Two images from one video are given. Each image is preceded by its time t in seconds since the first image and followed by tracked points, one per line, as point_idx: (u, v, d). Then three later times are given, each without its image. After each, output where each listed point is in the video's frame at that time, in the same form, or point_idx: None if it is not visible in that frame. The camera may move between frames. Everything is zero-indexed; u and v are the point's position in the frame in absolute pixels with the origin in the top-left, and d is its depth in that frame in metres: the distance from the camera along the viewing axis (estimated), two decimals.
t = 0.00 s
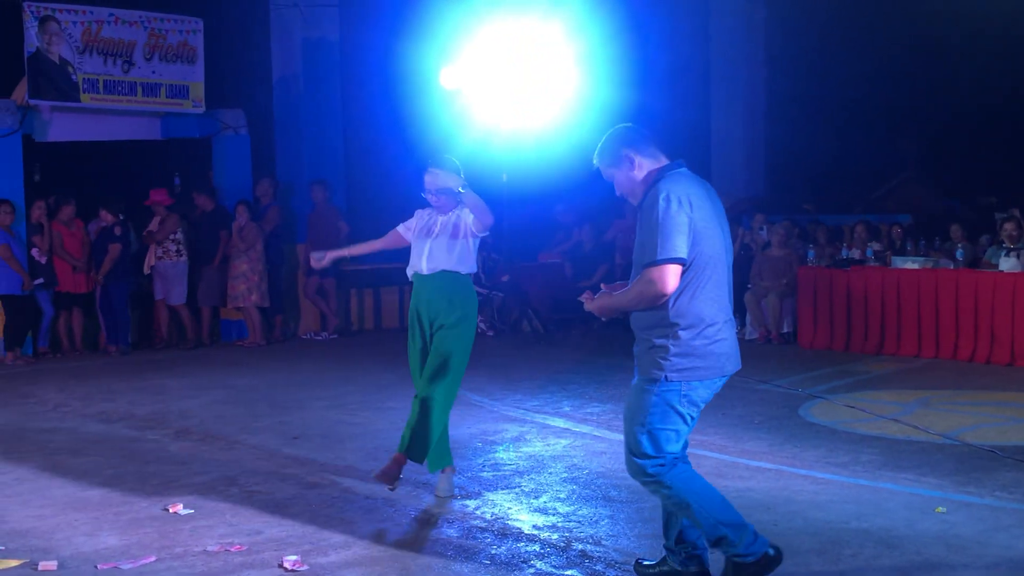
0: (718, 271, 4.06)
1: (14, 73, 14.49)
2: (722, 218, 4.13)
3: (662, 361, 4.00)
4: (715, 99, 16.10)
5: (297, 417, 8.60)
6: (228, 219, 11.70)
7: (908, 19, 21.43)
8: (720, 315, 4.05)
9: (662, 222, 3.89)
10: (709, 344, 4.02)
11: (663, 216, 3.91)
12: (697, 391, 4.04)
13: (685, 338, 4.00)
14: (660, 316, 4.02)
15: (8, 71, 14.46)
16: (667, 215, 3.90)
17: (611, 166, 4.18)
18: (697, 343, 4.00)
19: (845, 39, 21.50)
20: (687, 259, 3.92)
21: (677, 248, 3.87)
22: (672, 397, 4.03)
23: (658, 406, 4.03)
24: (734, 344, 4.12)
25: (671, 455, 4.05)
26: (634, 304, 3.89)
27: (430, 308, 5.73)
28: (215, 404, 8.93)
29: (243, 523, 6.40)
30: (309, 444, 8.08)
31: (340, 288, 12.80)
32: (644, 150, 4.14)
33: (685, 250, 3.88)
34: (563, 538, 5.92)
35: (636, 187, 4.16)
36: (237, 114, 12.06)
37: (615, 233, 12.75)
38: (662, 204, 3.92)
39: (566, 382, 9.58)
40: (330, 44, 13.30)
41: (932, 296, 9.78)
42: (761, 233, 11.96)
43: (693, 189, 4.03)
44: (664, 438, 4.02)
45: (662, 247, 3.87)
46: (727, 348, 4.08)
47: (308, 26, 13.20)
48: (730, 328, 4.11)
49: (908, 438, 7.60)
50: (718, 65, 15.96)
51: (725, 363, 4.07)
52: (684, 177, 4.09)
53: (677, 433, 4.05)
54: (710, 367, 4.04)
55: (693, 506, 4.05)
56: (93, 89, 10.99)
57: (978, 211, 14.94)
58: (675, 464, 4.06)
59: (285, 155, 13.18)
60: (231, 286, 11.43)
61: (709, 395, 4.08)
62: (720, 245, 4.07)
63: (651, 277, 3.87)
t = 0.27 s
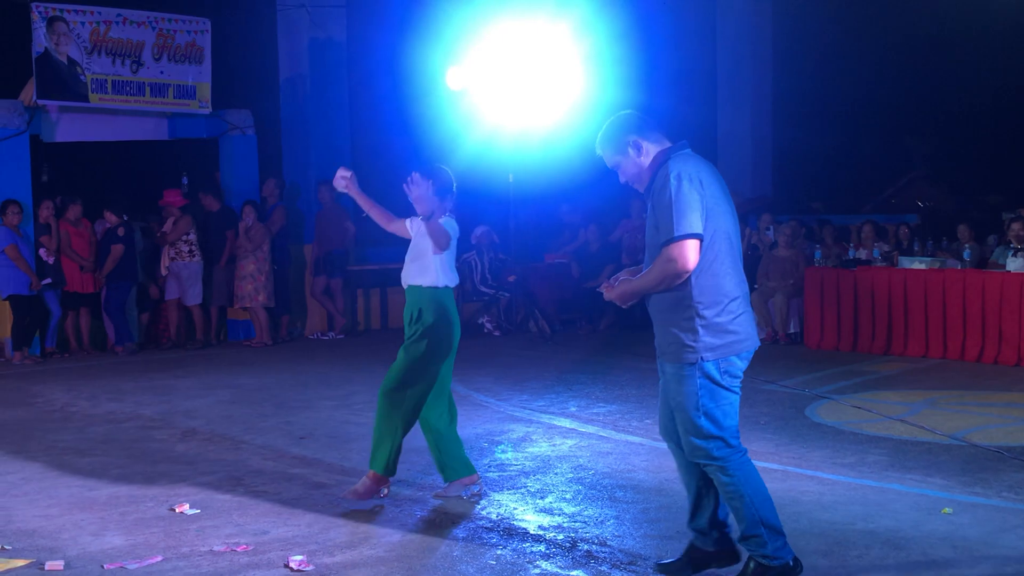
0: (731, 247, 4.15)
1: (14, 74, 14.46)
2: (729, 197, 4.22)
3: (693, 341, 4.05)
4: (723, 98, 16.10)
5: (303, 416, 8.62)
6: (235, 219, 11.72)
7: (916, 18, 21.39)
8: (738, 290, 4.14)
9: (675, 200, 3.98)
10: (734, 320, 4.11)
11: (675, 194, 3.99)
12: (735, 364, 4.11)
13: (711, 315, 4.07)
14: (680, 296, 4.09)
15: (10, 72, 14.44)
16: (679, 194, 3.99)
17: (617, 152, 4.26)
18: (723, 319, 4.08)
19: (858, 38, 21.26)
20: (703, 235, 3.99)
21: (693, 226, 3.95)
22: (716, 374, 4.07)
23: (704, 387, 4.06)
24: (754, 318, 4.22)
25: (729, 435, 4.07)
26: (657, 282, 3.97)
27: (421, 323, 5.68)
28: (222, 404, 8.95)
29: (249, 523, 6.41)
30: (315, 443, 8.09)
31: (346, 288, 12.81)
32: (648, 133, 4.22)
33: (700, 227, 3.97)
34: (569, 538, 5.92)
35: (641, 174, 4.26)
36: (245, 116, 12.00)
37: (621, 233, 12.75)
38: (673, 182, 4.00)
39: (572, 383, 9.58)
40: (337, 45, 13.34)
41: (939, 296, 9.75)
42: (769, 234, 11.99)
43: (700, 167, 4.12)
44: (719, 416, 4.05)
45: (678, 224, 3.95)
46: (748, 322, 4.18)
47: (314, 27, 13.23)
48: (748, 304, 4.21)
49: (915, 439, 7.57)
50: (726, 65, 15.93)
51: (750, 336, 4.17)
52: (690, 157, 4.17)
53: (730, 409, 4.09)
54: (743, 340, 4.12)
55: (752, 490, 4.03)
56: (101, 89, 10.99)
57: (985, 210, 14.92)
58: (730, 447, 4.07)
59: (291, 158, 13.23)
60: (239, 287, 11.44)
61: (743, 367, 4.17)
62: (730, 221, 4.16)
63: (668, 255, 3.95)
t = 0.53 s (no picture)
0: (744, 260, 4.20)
1: (15, 73, 14.41)
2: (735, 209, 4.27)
3: (701, 348, 4.12)
4: (731, 97, 16.07)
5: (311, 416, 8.62)
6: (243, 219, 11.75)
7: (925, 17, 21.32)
8: (747, 301, 4.21)
9: (696, 219, 3.98)
10: (742, 330, 4.18)
11: (695, 214, 3.99)
12: (727, 375, 4.18)
13: (726, 325, 4.13)
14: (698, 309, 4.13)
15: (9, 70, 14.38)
16: (699, 213, 3.99)
17: (619, 180, 4.22)
18: (734, 329, 4.14)
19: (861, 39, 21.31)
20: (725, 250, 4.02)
21: (715, 243, 3.96)
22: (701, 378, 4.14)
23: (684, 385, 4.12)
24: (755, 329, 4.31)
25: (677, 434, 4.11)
26: (677, 299, 3.98)
27: (403, 329, 5.55)
28: (230, 404, 8.96)
29: (256, 523, 6.41)
30: (323, 443, 8.09)
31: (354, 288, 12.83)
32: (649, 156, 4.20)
33: (723, 242, 3.99)
34: (576, 538, 5.91)
35: (647, 201, 4.24)
36: (253, 116, 12.09)
37: (629, 233, 12.72)
38: (692, 202, 4.00)
39: (580, 383, 9.56)
40: (344, 45, 13.37)
41: (948, 296, 9.71)
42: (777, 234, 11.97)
43: (709, 183, 4.15)
44: (677, 415, 4.09)
45: (701, 242, 3.96)
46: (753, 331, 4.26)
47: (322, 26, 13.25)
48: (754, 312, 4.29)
49: (923, 440, 7.54)
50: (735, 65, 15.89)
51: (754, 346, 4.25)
52: (695, 175, 4.19)
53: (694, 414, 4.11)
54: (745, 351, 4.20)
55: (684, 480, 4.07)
56: (111, 89, 10.99)
57: (996, 210, 14.85)
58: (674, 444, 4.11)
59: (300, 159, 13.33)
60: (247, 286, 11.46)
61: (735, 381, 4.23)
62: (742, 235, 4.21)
63: (695, 273, 3.95)
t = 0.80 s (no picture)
0: (734, 262, 4.17)
1: (14, 73, 14.34)
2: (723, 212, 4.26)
3: (696, 353, 4.02)
4: (743, 96, 16.07)
5: (323, 415, 8.64)
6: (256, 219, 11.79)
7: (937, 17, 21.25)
8: (737, 304, 4.16)
9: (692, 220, 3.94)
10: (735, 332, 4.12)
11: (690, 214, 3.95)
12: (720, 380, 4.09)
13: (719, 329, 4.07)
14: (690, 313, 4.05)
15: (9, 70, 14.31)
16: (693, 213, 3.95)
17: (609, 180, 4.14)
18: (727, 333, 4.08)
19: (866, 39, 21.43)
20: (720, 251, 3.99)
21: (710, 243, 3.93)
22: (698, 385, 4.04)
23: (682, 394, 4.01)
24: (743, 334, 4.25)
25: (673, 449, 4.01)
26: (672, 301, 3.93)
27: (400, 330, 5.41)
28: (242, 403, 8.98)
29: (267, 522, 6.42)
30: (335, 442, 8.11)
31: (366, 287, 12.85)
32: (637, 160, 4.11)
33: (717, 242, 3.95)
34: (587, 538, 5.90)
35: (637, 205, 4.16)
36: (266, 116, 12.16)
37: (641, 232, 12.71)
38: (689, 202, 3.96)
39: (591, 382, 9.55)
40: (357, 44, 13.40)
41: (961, 296, 9.68)
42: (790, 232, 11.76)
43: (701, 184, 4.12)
44: (673, 429, 3.98)
45: (697, 241, 3.92)
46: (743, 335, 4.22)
47: (334, 26, 13.29)
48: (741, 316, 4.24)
49: (936, 440, 7.51)
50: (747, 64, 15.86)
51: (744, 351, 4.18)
52: (686, 177, 4.15)
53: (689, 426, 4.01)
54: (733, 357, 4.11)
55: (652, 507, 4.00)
56: (125, 89, 11.02)
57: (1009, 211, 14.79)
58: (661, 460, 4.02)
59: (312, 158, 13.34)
60: (259, 286, 11.48)
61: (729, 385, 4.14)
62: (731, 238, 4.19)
63: (692, 272, 3.91)
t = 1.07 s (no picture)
0: (707, 271, 4.11)
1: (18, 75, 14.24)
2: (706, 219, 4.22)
3: (652, 356, 3.95)
4: (759, 96, 16.08)
5: (337, 415, 8.65)
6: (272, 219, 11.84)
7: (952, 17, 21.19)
8: (704, 314, 4.08)
9: (672, 215, 3.90)
10: (697, 341, 4.04)
11: (671, 209, 3.91)
12: (676, 389, 4.01)
13: (678, 335, 3.99)
14: (651, 313, 3.98)
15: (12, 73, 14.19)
16: (674, 208, 3.92)
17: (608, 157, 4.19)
18: (687, 340, 4.00)
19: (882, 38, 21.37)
20: (692, 253, 3.93)
21: (684, 243, 3.88)
22: (653, 391, 3.97)
23: (636, 399, 3.96)
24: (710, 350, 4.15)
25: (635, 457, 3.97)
26: (634, 297, 3.89)
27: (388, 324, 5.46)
28: (257, 402, 9.00)
29: (281, 520, 6.43)
30: (349, 441, 8.11)
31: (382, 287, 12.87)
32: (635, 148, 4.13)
33: (690, 245, 3.90)
34: (601, 538, 5.90)
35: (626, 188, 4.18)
36: (281, 116, 12.18)
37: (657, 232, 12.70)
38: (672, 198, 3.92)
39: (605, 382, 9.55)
40: (372, 44, 13.44)
41: (977, 297, 9.64)
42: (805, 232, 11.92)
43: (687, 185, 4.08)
44: (631, 437, 3.95)
45: (669, 239, 3.87)
46: (708, 347, 4.13)
47: (349, 26, 13.32)
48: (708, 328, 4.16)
49: (952, 441, 7.48)
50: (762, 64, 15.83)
51: (706, 363, 4.09)
52: (675, 174, 4.12)
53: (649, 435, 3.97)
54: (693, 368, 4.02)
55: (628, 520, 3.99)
56: (142, 89, 11.06)
57: None
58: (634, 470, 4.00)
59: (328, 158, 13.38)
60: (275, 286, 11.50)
61: (687, 396, 4.07)
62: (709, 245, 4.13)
63: (658, 269, 3.86)
